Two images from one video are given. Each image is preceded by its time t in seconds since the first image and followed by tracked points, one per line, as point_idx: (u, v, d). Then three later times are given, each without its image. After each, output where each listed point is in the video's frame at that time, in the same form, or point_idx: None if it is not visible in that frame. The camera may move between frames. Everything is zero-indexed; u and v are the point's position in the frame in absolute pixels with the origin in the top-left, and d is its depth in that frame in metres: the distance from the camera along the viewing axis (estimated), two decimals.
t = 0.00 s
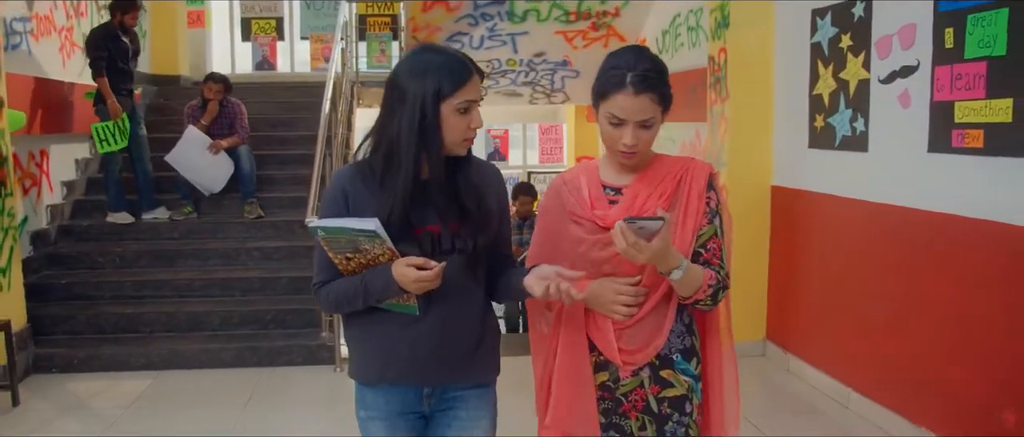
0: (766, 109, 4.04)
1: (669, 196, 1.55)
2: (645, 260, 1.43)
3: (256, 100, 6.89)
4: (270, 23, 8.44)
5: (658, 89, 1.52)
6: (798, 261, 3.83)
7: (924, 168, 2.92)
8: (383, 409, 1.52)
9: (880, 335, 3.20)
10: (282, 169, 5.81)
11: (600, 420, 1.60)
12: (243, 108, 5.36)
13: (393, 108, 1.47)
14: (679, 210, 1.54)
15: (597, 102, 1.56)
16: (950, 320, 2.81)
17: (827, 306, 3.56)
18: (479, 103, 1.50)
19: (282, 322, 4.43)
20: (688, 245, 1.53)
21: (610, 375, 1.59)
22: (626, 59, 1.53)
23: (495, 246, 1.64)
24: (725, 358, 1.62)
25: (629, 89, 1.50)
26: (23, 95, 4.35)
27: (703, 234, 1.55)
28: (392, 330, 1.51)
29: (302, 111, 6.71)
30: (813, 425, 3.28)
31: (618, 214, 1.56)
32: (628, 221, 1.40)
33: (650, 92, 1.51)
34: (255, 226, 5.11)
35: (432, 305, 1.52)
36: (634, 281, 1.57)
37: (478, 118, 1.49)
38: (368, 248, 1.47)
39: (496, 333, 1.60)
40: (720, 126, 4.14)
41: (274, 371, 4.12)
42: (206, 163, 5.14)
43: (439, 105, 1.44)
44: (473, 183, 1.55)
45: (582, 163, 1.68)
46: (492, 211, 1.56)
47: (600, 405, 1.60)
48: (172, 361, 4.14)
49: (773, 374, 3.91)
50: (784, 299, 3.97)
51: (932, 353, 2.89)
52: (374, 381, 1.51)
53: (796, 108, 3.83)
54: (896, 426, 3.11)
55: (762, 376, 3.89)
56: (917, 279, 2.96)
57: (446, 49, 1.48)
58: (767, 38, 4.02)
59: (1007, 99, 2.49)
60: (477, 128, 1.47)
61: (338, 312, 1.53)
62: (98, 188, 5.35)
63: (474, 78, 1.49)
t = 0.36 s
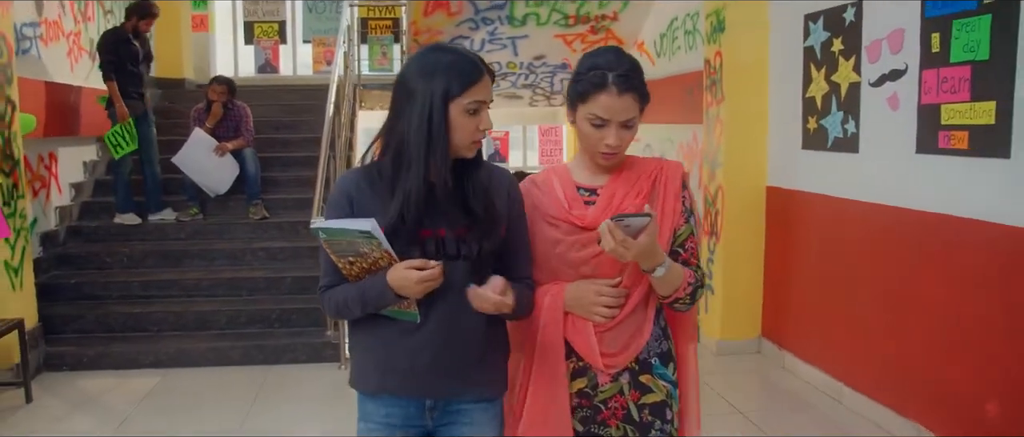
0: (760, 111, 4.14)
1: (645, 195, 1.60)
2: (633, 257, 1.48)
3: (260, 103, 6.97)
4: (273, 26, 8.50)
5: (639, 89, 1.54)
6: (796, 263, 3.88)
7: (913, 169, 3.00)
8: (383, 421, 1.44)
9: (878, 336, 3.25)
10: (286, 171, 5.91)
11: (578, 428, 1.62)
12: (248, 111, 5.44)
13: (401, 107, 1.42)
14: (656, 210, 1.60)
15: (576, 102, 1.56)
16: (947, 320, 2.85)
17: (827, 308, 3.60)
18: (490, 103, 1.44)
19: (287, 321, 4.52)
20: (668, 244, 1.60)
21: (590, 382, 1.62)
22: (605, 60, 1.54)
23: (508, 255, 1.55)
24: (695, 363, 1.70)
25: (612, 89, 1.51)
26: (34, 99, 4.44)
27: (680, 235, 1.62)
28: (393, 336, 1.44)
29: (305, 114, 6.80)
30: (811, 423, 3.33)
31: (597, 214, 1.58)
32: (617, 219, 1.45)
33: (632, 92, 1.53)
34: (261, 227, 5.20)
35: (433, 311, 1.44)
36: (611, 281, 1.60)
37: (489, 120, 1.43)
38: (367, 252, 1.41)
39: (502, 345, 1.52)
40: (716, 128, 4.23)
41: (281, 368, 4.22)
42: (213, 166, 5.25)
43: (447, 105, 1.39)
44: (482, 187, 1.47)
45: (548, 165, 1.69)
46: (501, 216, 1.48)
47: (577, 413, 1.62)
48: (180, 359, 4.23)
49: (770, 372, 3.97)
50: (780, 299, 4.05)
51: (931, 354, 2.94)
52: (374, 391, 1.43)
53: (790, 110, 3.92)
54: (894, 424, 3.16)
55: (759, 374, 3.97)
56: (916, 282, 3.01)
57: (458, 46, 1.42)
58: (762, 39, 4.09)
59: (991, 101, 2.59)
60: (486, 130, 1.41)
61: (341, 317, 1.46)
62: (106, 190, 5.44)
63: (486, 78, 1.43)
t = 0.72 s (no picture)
0: (752, 114, 4.25)
1: (635, 198, 1.65)
2: (628, 254, 1.53)
3: (264, 106, 7.09)
4: (276, 30, 8.61)
5: (631, 91, 1.59)
6: (789, 263, 3.97)
7: (897, 168, 3.12)
8: (367, 422, 1.46)
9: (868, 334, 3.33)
10: (290, 172, 6.02)
11: (573, 430, 1.66)
12: (254, 112, 5.57)
13: (377, 108, 1.45)
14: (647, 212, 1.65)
15: (566, 105, 1.62)
16: (934, 318, 2.93)
17: (819, 306, 3.69)
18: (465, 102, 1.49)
19: (292, 318, 4.63)
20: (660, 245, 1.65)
21: (582, 385, 1.65)
22: (598, 63, 1.60)
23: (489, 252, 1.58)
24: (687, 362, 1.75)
25: (605, 92, 1.57)
26: (44, 101, 4.55)
27: (670, 237, 1.67)
28: (378, 337, 1.48)
29: (308, 116, 6.92)
30: (804, 419, 3.42)
31: (588, 218, 1.63)
32: (615, 216, 1.51)
33: (624, 95, 1.58)
34: (265, 227, 5.32)
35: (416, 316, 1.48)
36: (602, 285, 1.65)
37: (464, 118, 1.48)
38: (343, 254, 1.44)
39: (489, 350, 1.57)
40: (709, 130, 4.34)
41: (287, 363, 4.33)
42: (219, 166, 5.37)
43: (424, 103, 1.43)
44: (460, 185, 1.51)
45: (536, 170, 1.74)
46: (481, 213, 1.52)
47: (571, 416, 1.65)
48: (188, 354, 4.34)
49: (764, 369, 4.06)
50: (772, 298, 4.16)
51: (919, 351, 3.02)
52: (359, 392, 1.45)
53: (782, 112, 4.03)
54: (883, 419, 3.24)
55: (752, 370, 4.07)
56: (904, 281, 3.09)
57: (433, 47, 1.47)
58: (754, 44, 4.21)
59: (970, 104, 2.71)
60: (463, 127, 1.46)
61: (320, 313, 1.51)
62: (113, 190, 5.56)
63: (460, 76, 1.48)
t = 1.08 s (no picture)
0: (745, 115, 4.37)
1: (655, 197, 1.64)
2: (643, 253, 1.53)
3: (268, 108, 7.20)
4: (279, 33, 8.62)
5: (650, 89, 1.59)
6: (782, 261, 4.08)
7: (882, 167, 3.24)
8: (334, 422, 1.56)
9: (857, 328, 3.44)
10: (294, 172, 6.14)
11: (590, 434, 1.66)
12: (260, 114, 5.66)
13: (324, 104, 1.52)
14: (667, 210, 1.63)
15: (586, 103, 1.62)
16: (919, 313, 3.03)
17: (807, 300, 3.83)
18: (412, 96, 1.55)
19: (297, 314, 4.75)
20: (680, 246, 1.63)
21: (600, 388, 1.65)
22: (615, 59, 1.59)
23: (445, 244, 1.66)
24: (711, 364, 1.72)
25: (624, 90, 1.57)
26: (57, 104, 4.68)
27: (692, 237, 1.65)
28: (336, 338, 1.57)
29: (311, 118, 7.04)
30: (796, 411, 3.52)
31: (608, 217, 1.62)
32: (629, 212, 1.51)
33: (643, 92, 1.58)
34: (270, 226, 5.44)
35: (371, 317, 1.57)
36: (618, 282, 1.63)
37: (412, 111, 1.54)
38: (300, 253, 1.51)
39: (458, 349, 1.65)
40: (703, 131, 4.46)
41: (292, 358, 4.44)
42: (225, 166, 5.50)
43: (370, 97, 1.49)
44: (413, 177, 1.59)
45: (557, 166, 1.73)
46: (436, 204, 1.60)
47: (589, 420, 1.66)
48: (197, 349, 4.47)
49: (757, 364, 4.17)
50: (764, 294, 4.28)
51: (907, 344, 3.12)
52: (325, 395, 1.55)
53: (773, 114, 4.15)
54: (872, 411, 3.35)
55: (745, 364, 4.18)
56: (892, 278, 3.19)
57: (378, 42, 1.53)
58: (747, 47, 4.34)
59: (949, 106, 2.83)
60: (410, 120, 1.52)
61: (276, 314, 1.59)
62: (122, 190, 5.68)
63: (406, 71, 1.54)
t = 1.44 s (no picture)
0: (739, 117, 4.50)
1: (662, 200, 1.59)
2: (640, 257, 1.49)
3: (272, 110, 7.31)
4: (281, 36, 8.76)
5: (654, 97, 1.55)
6: (776, 259, 4.19)
7: (869, 167, 3.38)
8: (335, 419, 1.59)
9: (848, 324, 3.54)
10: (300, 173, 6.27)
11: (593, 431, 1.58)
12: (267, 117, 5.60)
13: (318, 111, 1.53)
14: (672, 214, 1.60)
15: (591, 109, 1.58)
16: (908, 309, 3.13)
17: (798, 295, 3.96)
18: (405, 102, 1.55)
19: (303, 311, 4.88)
20: (684, 249, 1.59)
21: (606, 384, 1.58)
22: (620, 65, 1.56)
23: (439, 247, 1.68)
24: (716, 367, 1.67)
25: (626, 99, 1.53)
26: (69, 106, 4.80)
27: (697, 239, 1.62)
28: (334, 337, 1.59)
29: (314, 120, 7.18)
30: (790, 405, 3.62)
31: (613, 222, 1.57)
32: (624, 218, 1.48)
33: (645, 101, 1.54)
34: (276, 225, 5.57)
35: (366, 314, 1.59)
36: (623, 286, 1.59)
37: (405, 117, 1.54)
38: (298, 255, 1.52)
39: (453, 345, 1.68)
40: (698, 132, 4.59)
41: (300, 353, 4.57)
42: (232, 166, 5.62)
43: (362, 105, 1.50)
44: (407, 180, 1.60)
45: (565, 168, 1.67)
46: (430, 206, 1.61)
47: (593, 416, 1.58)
48: (206, 344, 4.60)
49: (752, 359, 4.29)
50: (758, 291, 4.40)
51: (898, 340, 3.21)
52: (326, 393, 1.57)
53: (766, 116, 4.29)
54: (861, 402, 3.47)
55: (741, 359, 4.30)
56: (881, 275, 3.30)
57: (371, 48, 1.53)
58: (741, 51, 4.47)
59: (932, 109, 2.97)
60: (402, 127, 1.52)
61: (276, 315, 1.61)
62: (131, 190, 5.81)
63: (399, 77, 1.55)
